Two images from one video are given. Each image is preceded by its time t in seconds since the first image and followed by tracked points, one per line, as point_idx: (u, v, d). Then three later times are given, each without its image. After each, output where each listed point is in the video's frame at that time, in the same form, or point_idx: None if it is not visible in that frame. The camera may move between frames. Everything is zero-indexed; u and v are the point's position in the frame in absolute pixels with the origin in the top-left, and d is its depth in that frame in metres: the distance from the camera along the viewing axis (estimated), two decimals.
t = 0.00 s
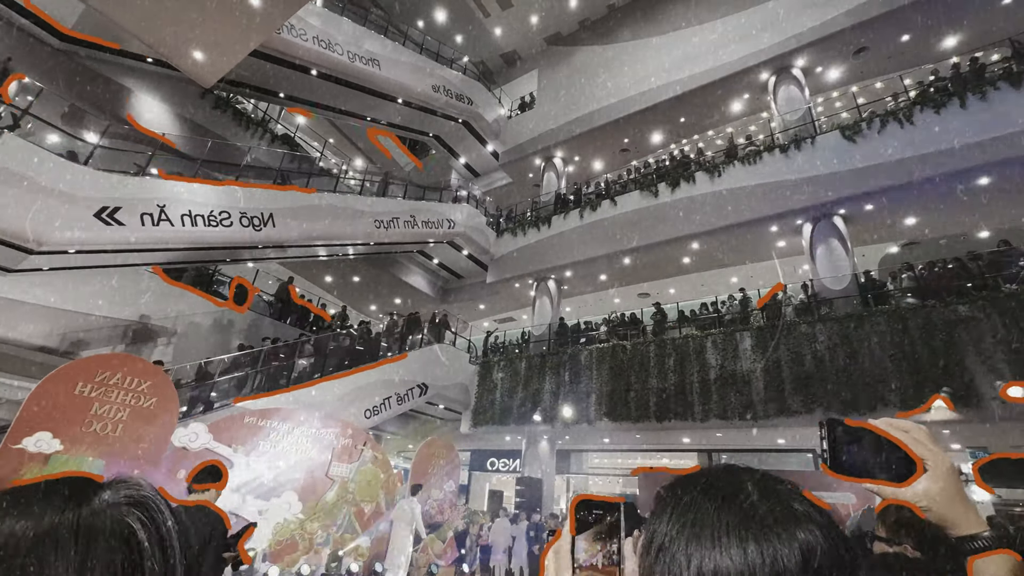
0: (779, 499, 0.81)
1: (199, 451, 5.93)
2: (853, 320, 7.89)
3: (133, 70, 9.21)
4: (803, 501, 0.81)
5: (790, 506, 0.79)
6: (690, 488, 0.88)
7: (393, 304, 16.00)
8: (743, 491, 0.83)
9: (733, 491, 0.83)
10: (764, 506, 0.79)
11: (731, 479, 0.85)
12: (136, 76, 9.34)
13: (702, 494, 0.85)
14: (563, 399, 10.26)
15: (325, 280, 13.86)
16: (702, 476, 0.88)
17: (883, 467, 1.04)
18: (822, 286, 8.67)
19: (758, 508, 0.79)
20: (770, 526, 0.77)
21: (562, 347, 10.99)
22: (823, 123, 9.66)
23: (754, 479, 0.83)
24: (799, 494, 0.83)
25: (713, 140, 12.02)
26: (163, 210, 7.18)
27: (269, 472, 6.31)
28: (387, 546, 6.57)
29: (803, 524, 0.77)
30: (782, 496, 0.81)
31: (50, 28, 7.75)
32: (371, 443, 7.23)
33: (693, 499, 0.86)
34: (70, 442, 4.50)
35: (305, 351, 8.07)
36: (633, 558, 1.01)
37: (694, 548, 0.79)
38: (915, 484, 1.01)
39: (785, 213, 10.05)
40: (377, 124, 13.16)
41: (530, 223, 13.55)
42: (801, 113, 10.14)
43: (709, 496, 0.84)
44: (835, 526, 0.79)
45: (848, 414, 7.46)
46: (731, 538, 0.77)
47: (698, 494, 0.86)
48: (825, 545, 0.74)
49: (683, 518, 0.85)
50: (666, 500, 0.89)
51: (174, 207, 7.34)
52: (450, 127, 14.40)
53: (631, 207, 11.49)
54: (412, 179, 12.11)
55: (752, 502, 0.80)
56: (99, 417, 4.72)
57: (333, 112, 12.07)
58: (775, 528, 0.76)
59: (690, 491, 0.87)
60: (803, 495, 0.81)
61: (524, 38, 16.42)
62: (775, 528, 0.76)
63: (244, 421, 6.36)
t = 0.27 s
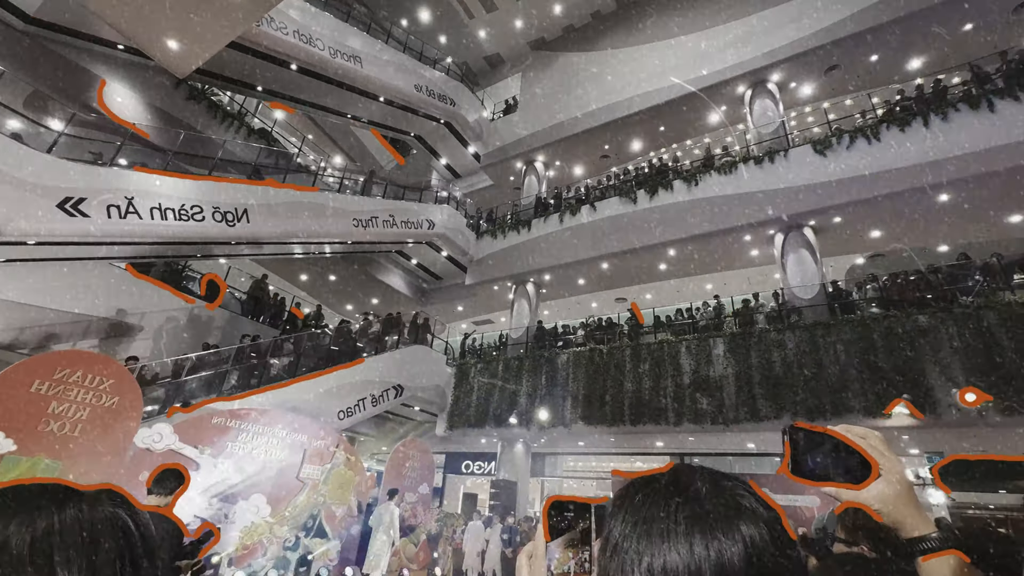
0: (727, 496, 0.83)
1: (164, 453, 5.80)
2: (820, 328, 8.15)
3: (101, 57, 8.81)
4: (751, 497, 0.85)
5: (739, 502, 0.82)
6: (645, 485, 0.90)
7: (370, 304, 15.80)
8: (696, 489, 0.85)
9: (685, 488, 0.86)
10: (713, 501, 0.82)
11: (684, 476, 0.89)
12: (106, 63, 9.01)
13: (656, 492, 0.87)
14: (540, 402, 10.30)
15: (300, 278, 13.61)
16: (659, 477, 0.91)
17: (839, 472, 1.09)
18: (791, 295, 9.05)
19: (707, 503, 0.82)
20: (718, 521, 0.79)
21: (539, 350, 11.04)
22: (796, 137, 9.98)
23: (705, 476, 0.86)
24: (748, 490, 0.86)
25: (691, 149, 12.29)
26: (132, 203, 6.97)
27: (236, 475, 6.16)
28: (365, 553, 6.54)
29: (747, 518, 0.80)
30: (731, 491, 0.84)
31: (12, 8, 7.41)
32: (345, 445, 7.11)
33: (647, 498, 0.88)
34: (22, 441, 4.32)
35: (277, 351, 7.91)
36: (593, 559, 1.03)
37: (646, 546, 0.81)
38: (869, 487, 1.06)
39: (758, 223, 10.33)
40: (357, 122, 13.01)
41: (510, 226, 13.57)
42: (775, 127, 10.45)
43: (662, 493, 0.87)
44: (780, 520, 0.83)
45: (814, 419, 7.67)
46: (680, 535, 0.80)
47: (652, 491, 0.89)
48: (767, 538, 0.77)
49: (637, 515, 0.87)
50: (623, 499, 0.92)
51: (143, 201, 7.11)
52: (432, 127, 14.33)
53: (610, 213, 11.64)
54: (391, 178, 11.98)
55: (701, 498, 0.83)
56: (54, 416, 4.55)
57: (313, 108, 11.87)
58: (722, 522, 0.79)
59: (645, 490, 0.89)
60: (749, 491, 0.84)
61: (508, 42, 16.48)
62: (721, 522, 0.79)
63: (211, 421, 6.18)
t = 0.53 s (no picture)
0: (700, 497, 0.85)
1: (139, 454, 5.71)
2: (799, 335, 8.30)
3: (81, 47, 8.57)
4: (725, 500, 0.86)
5: (714, 506, 0.83)
6: (621, 488, 0.91)
7: (353, 305, 15.63)
8: (669, 491, 0.87)
9: (659, 489, 0.87)
10: (686, 503, 0.83)
11: (660, 479, 0.90)
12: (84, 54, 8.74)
13: (630, 495, 0.89)
14: (523, 405, 10.29)
15: (282, 277, 13.40)
16: (634, 480, 0.92)
17: (814, 476, 1.13)
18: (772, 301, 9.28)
19: (683, 507, 0.83)
20: (691, 524, 0.81)
21: (524, 354, 11.04)
22: (778, 147, 10.18)
23: (680, 480, 0.87)
24: (721, 492, 0.88)
25: (677, 156, 12.46)
26: (109, 197, 6.79)
27: (212, 477, 6.05)
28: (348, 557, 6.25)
29: (721, 521, 0.82)
30: (704, 494, 0.86)
31: None
32: (325, 448, 7.03)
33: (623, 499, 0.89)
34: None
35: (257, 351, 7.76)
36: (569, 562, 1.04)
37: (623, 550, 0.82)
38: (842, 492, 1.10)
39: (740, 230, 10.51)
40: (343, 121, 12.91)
41: (496, 228, 13.56)
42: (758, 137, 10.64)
43: (637, 495, 0.88)
44: (751, 521, 0.85)
45: (792, 424, 7.81)
46: (654, 537, 0.82)
47: (628, 493, 0.90)
48: (739, 541, 0.80)
49: (614, 518, 0.88)
50: (601, 502, 0.93)
51: (120, 195, 6.94)
52: (419, 128, 14.26)
53: (596, 218, 11.73)
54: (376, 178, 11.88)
55: (674, 500, 0.85)
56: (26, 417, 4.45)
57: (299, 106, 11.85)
58: (694, 525, 0.81)
59: (619, 493, 0.91)
60: (723, 494, 0.86)
61: (497, 45, 16.51)
62: (694, 526, 0.80)
63: (188, 423, 6.09)
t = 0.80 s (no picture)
0: (685, 499, 0.85)
1: (114, 455, 5.59)
2: (780, 340, 8.45)
3: (56, 36, 8.36)
4: (711, 501, 0.87)
5: (698, 508, 0.84)
6: (608, 491, 0.92)
7: (338, 305, 15.48)
8: (655, 493, 0.87)
9: (646, 492, 0.88)
10: (670, 506, 0.84)
11: (645, 481, 0.91)
12: (64, 44, 8.59)
13: (616, 497, 0.90)
14: (508, 407, 10.29)
15: (266, 276, 13.21)
16: (621, 482, 0.93)
17: (791, 478, 1.14)
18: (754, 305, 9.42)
19: (666, 510, 0.84)
20: (674, 526, 0.81)
21: (509, 356, 11.04)
22: (762, 155, 10.37)
23: (666, 482, 0.88)
24: (707, 492, 0.88)
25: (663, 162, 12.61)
26: (86, 191, 6.65)
27: (190, 479, 5.94)
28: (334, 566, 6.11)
29: (705, 522, 0.83)
30: (688, 494, 0.87)
31: None
32: (307, 448, 6.91)
33: (607, 501, 0.91)
34: None
35: (239, 350, 7.64)
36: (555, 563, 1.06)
37: (608, 553, 0.83)
38: (817, 494, 1.12)
39: (724, 236, 10.66)
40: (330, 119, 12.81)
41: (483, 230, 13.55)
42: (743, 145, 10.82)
43: (622, 497, 0.89)
44: (737, 522, 0.85)
45: (772, 428, 7.93)
46: (638, 539, 0.82)
47: (615, 495, 0.91)
48: (724, 542, 0.80)
49: (600, 520, 0.89)
50: (588, 505, 0.93)
51: (99, 189, 6.81)
52: (408, 128, 14.20)
53: (583, 221, 11.80)
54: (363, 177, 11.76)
55: (658, 503, 0.85)
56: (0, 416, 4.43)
57: (284, 102, 11.82)
58: (678, 527, 0.81)
59: (605, 495, 0.92)
60: (708, 495, 0.86)
61: (487, 47, 16.53)
62: (678, 529, 0.81)
63: (166, 423, 5.98)
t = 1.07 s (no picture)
0: (673, 501, 0.86)
1: (83, 455, 5.31)
2: (760, 346, 8.58)
3: (34, 26, 8.19)
4: (699, 503, 0.87)
5: (686, 509, 0.84)
6: (598, 493, 0.93)
7: (320, 305, 15.26)
8: (643, 495, 0.89)
9: (634, 495, 0.89)
10: (659, 508, 0.85)
11: (633, 484, 0.91)
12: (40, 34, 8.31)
13: (606, 499, 0.91)
14: (491, 410, 10.27)
15: (246, 274, 12.97)
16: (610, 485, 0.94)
17: (767, 478, 1.15)
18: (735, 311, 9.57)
19: (654, 511, 0.84)
20: (661, 527, 0.82)
21: (493, 358, 11.03)
22: (744, 164, 10.58)
23: (654, 483, 0.89)
24: (696, 496, 0.88)
25: (649, 168, 12.76)
26: (61, 184, 6.52)
27: (164, 481, 5.78)
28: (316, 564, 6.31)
29: (693, 523, 0.83)
30: (677, 498, 0.86)
31: None
32: (285, 450, 6.96)
33: (597, 503, 0.91)
34: None
35: (216, 349, 7.49)
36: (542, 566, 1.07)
37: (596, 555, 0.83)
38: (791, 494, 1.12)
39: (707, 242, 10.80)
40: (316, 117, 12.68)
41: (469, 232, 13.52)
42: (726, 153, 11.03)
43: (611, 500, 0.90)
44: (724, 526, 0.85)
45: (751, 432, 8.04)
46: (626, 540, 0.83)
47: (604, 498, 0.91)
48: (711, 543, 0.80)
49: (588, 523, 0.89)
50: (575, 508, 0.94)
51: (74, 182, 6.66)
52: (394, 128, 14.11)
53: (568, 225, 11.87)
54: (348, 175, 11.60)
55: (646, 503, 0.86)
56: None
57: (270, 99, 11.63)
58: (666, 528, 0.82)
59: (594, 498, 0.93)
60: (696, 498, 0.87)
61: (475, 49, 16.51)
62: (664, 531, 0.81)
63: (141, 424, 5.79)
